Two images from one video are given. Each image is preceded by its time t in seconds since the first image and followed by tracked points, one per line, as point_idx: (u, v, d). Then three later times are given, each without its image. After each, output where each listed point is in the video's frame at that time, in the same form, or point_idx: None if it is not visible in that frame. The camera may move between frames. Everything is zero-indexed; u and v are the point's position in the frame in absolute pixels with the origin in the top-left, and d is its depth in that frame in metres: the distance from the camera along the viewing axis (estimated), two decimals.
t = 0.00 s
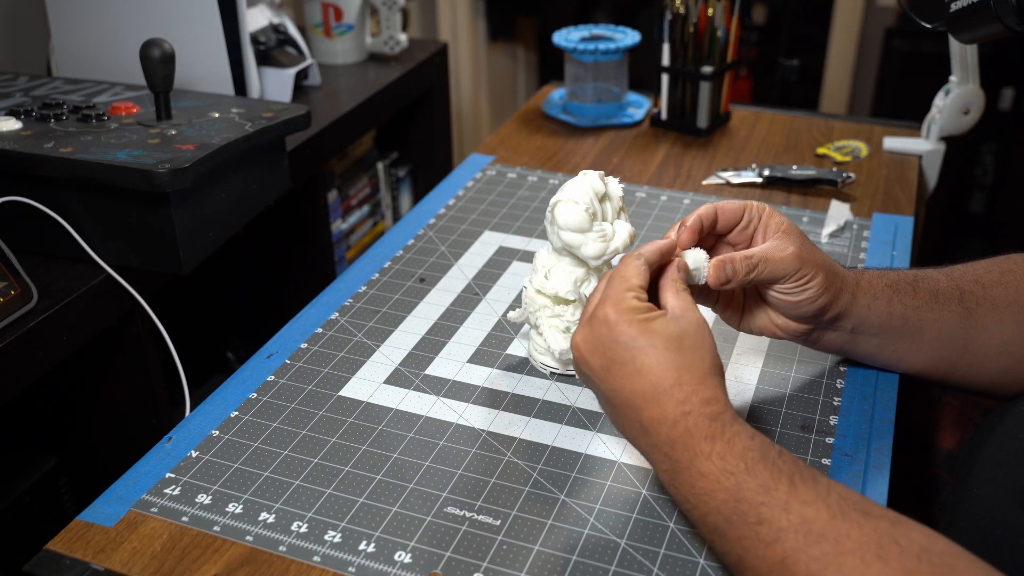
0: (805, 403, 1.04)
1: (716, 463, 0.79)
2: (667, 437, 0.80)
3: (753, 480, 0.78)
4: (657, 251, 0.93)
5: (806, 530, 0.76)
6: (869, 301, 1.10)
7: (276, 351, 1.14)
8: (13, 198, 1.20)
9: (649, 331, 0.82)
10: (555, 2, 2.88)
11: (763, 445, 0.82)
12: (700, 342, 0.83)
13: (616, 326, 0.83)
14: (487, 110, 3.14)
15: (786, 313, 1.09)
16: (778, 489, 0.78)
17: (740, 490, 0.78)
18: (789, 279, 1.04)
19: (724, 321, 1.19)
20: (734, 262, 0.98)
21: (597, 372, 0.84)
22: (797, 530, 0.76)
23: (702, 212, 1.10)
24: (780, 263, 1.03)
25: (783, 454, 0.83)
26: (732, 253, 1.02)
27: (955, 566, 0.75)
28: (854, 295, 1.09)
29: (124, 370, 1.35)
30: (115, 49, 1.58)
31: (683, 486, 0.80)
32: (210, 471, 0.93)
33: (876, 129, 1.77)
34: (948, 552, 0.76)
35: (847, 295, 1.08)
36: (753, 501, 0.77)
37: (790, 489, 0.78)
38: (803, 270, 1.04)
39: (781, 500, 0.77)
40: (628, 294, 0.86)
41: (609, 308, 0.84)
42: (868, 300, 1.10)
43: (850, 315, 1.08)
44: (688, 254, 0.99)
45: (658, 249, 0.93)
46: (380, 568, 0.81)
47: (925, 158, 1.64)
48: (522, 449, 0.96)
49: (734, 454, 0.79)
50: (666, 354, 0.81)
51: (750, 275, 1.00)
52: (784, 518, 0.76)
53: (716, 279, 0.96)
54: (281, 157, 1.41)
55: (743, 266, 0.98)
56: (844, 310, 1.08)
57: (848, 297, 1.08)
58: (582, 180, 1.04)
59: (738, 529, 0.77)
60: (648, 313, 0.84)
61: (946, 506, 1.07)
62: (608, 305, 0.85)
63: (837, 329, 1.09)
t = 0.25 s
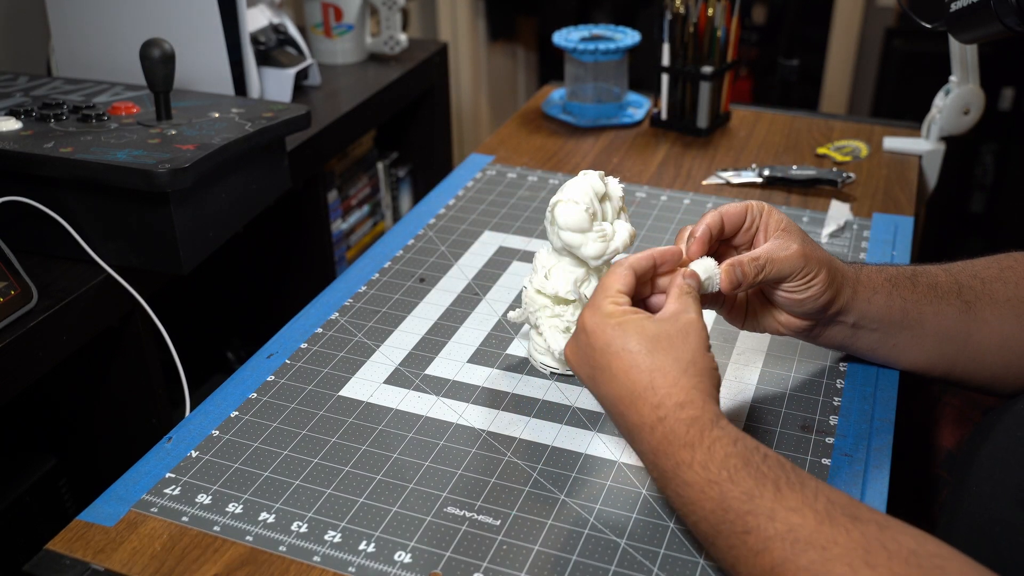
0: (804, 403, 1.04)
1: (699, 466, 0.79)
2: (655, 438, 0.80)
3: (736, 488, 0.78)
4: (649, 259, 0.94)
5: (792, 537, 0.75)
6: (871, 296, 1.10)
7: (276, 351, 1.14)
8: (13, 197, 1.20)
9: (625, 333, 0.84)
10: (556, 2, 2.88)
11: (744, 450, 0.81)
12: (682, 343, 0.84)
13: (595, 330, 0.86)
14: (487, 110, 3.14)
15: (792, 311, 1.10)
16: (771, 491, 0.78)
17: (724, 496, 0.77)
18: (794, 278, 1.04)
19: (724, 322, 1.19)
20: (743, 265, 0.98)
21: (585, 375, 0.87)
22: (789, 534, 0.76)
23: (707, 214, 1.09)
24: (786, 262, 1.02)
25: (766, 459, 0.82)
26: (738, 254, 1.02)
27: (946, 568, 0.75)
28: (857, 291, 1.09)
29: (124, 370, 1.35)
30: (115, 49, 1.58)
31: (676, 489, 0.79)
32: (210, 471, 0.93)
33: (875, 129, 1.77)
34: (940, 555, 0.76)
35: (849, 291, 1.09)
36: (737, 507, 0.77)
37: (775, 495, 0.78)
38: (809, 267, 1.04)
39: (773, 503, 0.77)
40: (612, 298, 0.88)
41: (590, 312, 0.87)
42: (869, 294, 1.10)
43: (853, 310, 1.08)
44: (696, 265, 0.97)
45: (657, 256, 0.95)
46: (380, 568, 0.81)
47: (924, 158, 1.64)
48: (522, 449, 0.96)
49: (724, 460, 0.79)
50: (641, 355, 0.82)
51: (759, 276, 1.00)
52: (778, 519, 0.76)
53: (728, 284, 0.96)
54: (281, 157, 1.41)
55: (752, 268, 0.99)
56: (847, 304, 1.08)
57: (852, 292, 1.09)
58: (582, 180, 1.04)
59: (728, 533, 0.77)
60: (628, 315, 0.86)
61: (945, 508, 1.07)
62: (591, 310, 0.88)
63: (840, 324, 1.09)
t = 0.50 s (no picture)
0: (804, 403, 1.04)
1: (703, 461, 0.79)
2: (660, 435, 0.80)
3: (743, 485, 0.78)
4: (646, 265, 0.95)
5: (799, 534, 0.76)
6: (865, 287, 1.11)
7: (276, 351, 1.13)
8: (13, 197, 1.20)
9: (627, 332, 0.84)
10: (555, 2, 2.88)
11: (752, 446, 0.81)
12: (685, 338, 0.84)
13: (596, 330, 0.86)
14: (487, 110, 3.14)
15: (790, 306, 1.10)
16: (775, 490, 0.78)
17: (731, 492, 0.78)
18: (790, 272, 1.05)
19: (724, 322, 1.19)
20: (741, 264, 0.99)
21: (586, 377, 0.87)
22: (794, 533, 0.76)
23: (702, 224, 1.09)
24: (783, 257, 1.03)
25: (773, 456, 0.82)
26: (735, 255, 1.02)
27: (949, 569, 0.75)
28: (851, 282, 1.10)
29: (124, 370, 1.35)
30: (115, 49, 1.58)
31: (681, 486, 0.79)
32: (210, 471, 0.93)
33: (876, 129, 1.77)
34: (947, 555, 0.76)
35: (844, 283, 1.10)
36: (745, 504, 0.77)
37: (782, 492, 0.78)
38: (803, 261, 1.05)
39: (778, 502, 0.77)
40: (612, 299, 0.88)
41: (591, 313, 0.87)
42: (863, 283, 1.11)
43: (849, 301, 1.10)
44: (697, 271, 0.96)
45: (656, 263, 0.96)
46: (380, 568, 0.81)
47: (925, 158, 1.64)
48: (522, 449, 0.96)
49: (730, 456, 0.79)
50: (643, 353, 0.82)
51: (757, 274, 1.01)
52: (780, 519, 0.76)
53: (731, 284, 0.97)
54: (281, 157, 1.41)
55: (750, 267, 1.00)
56: (843, 295, 1.10)
57: (846, 283, 1.10)
58: (582, 180, 1.04)
59: (733, 531, 0.77)
60: (629, 315, 0.86)
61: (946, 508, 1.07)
62: (591, 312, 0.88)
63: (837, 316, 1.10)
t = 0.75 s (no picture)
0: (804, 403, 1.04)
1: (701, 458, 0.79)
2: (655, 439, 0.80)
3: (734, 492, 0.78)
4: (641, 267, 0.94)
5: (792, 540, 0.75)
6: (859, 282, 1.12)
7: (276, 351, 1.13)
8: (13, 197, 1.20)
9: (611, 338, 0.85)
10: (556, 2, 2.88)
11: (742, 452, 0.81)
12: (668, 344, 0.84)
13: (581, 340, 0.86)
14: (487, 110, 3.14)
15: (787, 300, 1.11)
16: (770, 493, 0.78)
17: (725, 496, 0.78)
18: (784, 262, 1.06)
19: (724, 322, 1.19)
20: (735, 250, 1.00)
21: (580, 386, 0.88)
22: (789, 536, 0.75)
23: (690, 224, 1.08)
24: (776, 247, 1.04)
25: (765, 460, 0.82)
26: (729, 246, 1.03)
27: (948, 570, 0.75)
28: (845, 275, 1.11)
29: (124, 370, 1.35)
30: (115, 49, 1.58)
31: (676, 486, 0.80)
32: (210, 471, 0.93)
33: (876, 129, 1.77)
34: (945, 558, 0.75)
35: (838, 275, 1.11)
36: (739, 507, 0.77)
37: (772, 498, 0.78)
38: (797, 251, 1.06)
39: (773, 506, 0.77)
40: (600, 307, 0.89)
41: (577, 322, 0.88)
42: (857, 275, 1.12)
43: (845, 293, 1.10)
44: (694, 258, 0.97)
45: (650, 263, 0.96)
46: (380, 568, 0.81)
47: (924, 158, 1.64)
48: (522, 449, 0.96)
49: (720, 463, 0.79)
50: (627, 360, 0.83)
51: (752, 260, 1.02)
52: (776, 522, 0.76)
53: (726, 268, 0.98)
54: (281, 157, 1.41)
55: (745, 253, 1.01)
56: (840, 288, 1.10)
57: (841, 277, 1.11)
58: (582, 180, 1.04)
59: (728, 531, 0.77)
60: (614, 321, 0.87)
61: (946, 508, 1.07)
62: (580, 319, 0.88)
63: (836, 309, 1.10)
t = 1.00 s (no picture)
0: (804, 403, 1.04)
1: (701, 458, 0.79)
2: (654, 441, 0.81)
3: (734, 493, 0.78)
4: (637, 268, 0.95)
5: (792, 541, 0.76)
6: (859, 282, 1.12)
7: (276, 351, 1.13)
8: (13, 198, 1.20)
9: (609, 340, 0.85)
10: (556, 2, 2.88)
11: (740, 454, 0.81)
12: (666, 344, 0.84)
13: (579, 342, 0.86)
14: (487, 110, 3.14)
15: (786, 300, 1.10)
16: (769, 493, 0.79)
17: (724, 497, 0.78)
18: (783, 262, 1.06)
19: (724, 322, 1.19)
20: (733, 249, 1.00)
21: (578, 388, 0.89)
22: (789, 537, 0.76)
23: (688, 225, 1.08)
24: (775, 247, 1.04)
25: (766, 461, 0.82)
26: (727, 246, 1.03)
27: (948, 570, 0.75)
28: (845, 276, 1.11)
29: (124, 370, 1.35)
30: (115, 49, 1.58)
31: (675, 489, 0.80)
32: (210, 471, 0.93)
33: (876, 129, 1.77)
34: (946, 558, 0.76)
35: (838, 276, 1.11)
36: (740, 508, 0.77)
37: (772, 499, 0.78)
38: (795, 251, 1.06)
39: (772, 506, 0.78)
40: (597, 308, 0.89)
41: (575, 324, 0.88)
42: (856, 276, 1.12)
43: (844, 294, 1.10)
44: (690, 259, 0.96)
45: (646, 263, 0.96)
46: (380, 568, 0.81)
47: (924, 158, 1.64)
48: (522, 449, 0.96)
49: (722, 462, 0.79)
50: (626, 361, 0.83)
51: (750, 260, 1.02)
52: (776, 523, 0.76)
53: (725, 266, 0.98)
54: (281, 157, 1.41)
55: (743, 253, 1.01)
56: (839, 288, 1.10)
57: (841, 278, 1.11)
58: (582, 179, 1.04)
59: (727, 533, 0.77)
60: (611, 322, 0.86)
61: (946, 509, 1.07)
62: (578, 321, 0.88)
63: (834, 310, 1.10)
